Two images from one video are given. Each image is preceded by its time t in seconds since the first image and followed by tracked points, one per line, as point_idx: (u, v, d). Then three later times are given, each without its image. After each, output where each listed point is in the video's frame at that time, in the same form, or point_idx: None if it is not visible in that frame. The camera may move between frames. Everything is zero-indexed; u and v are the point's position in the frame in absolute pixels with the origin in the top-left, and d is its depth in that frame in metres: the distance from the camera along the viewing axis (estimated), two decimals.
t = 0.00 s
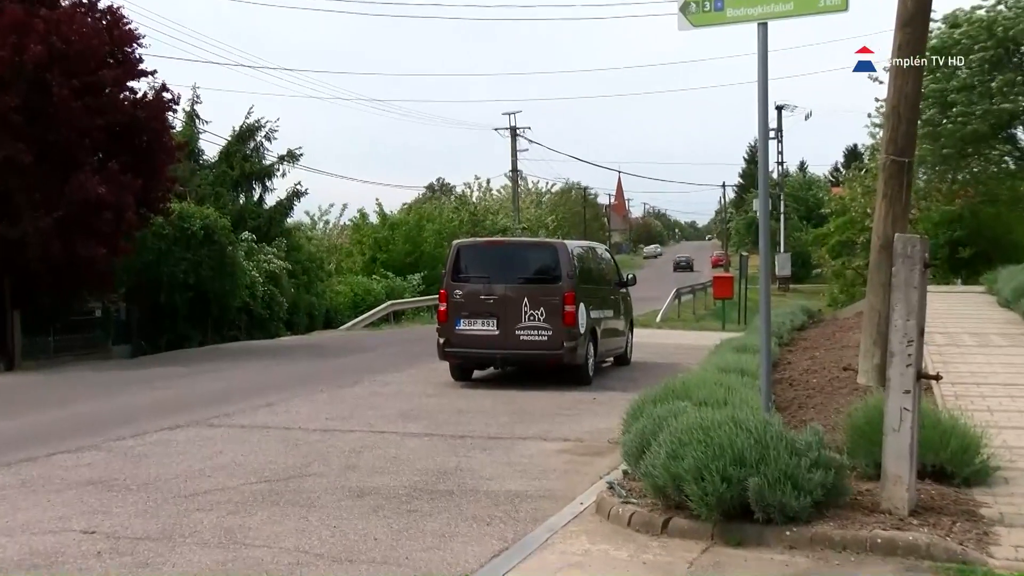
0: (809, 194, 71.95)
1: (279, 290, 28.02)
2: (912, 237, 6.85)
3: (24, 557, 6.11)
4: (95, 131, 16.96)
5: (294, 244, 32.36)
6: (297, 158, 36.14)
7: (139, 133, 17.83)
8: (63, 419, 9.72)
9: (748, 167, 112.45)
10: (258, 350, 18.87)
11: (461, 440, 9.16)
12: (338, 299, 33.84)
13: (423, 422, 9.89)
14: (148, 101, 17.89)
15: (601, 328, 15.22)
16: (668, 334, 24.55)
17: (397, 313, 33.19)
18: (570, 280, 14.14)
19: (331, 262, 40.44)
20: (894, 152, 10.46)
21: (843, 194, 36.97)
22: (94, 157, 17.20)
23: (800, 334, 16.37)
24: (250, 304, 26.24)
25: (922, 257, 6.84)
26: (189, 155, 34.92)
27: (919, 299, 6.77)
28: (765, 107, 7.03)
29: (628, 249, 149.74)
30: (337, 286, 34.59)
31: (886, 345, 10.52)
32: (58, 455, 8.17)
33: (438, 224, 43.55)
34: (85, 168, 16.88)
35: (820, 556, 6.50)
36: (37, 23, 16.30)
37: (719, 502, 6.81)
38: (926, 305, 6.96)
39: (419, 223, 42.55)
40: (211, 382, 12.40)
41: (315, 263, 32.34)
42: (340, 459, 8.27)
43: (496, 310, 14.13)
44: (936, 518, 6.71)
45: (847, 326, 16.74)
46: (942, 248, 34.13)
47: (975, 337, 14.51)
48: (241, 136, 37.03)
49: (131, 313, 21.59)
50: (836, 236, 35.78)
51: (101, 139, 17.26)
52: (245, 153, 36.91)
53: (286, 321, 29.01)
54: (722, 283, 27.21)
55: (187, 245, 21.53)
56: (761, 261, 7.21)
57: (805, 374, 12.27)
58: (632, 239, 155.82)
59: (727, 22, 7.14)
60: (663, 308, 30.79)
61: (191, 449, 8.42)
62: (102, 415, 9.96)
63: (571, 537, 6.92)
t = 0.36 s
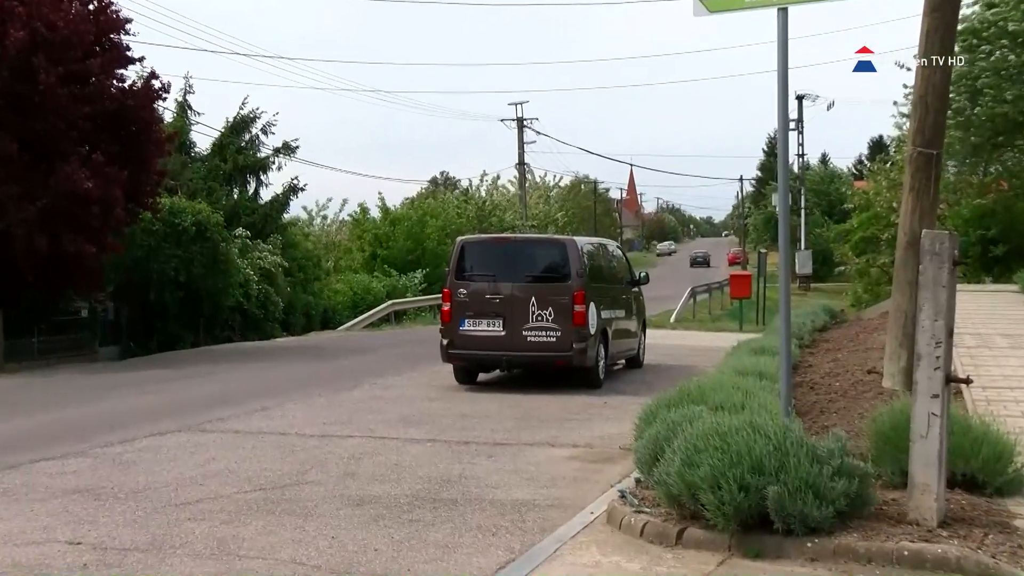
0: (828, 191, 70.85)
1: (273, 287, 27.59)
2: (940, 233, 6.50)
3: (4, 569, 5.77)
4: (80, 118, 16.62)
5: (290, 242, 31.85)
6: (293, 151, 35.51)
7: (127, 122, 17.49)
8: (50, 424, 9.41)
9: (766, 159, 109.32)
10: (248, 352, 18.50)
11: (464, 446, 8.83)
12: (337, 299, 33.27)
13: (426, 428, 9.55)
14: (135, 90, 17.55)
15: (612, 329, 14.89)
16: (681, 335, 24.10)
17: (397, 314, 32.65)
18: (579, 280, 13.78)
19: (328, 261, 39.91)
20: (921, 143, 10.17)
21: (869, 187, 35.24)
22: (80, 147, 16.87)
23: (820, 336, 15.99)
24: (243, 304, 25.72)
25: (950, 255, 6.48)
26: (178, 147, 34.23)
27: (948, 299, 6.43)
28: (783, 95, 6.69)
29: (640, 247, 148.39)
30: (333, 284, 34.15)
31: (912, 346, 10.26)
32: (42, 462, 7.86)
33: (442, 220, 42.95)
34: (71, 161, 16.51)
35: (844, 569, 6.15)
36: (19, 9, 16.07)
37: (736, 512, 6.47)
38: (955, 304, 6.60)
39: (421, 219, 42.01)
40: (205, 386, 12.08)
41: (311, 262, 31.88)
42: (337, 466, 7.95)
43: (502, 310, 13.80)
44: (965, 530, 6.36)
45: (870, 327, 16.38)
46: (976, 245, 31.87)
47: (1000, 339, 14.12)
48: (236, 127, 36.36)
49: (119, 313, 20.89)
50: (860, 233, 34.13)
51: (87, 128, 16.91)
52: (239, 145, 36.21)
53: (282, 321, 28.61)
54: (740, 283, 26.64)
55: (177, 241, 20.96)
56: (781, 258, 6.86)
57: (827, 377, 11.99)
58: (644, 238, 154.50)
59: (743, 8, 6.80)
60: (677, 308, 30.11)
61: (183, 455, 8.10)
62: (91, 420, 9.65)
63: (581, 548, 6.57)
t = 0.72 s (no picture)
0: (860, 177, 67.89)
1: (265, 283, 27.19)
2: (972, 228, 6.10)
3: None
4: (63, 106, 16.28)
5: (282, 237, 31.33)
6: (287, 143, 34.58)
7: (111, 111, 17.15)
8: (32, 431, 9.05)
9: (785, 151, 107.66)
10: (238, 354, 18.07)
11: (468, 454, 8.47)
12: (332, 297, 32.88)
13: (428, 434, 9.19)
14: (120, 79, 17.27)
15: (624, 329, 14.53)
16: (695, 336, 23.68)
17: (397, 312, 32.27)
18: (590, 279, 13.39)
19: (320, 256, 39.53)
20: (953, 133, 9.79)
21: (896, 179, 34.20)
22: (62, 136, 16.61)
23: (845, 337, 15.63)
24: (233, 302, 24.84)
25: (984, 251, 6.08)
26: (164, 138, 33.18)
27: (982, 298, 6.04)
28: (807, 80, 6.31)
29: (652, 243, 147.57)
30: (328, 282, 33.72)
31: (944, 349, 9.97)
32: (20, 471, 7.50)
33: (444, 214, 42.43)
34: (53, 151, 16.14)
35: None
36: None
37: (755, 523, 6.09)
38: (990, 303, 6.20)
39: (421, 213, 41.67)
40: (195, 390, 11.71)
41: (306, 258, 31.40)
42: (334, 475, 7.58)
43: (509, 310, 13.43)
44: (1001, 544, 5.97)
45: (898, 328, 15.90)
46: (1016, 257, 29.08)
47: None
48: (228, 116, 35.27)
49: (103, 313, 20.07)
50: (888, 228, 33.35)
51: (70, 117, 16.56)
52: (229, 135, 35.10)
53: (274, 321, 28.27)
54: (759, 281, 26.20)
55: (162, 238, 20.27)
56: (803, 255, 6.48)
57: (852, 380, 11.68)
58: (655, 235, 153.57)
59: None
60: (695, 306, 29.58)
61: (172, 463, 7.75)
62: (73, 426, 9.29)
63: (592, 562, 6.20)
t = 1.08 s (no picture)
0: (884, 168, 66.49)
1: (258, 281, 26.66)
2: (1006, 224, 5.73)
3: None
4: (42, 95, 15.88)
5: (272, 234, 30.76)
6: (276, 131, 33.93)
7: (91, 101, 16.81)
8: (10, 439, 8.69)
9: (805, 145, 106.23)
10: (226, 356, 17.70)
11: (470, 463, 8.11)
12: (326, 297, 32.32)
13: (429, 441, 8.83)
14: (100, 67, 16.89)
15: (635, 331, 14.16)
16: (708, 338, 23.24)
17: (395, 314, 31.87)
18: (600, 278, 13.00)
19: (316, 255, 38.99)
20: (986, 122, 9.57)
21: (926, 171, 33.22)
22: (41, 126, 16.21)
23: (871, 339, 15.21)
24: (220, 301, 24.58)
25: (1020, 247, 5.70)
26: (147, 127, 31.90)
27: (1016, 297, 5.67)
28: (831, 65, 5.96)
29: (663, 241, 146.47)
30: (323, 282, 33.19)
31: (975, 351, 9.50)
32: None
33: (444, 209, 41.94)
34: (31, 141, 15.61)
35: None
36: None
37: (775, 536, 5.72)
38: None
39: (420, 208, 41.12)
40: (183, 395, 11.37)
41: (297, 255, 30.95)
42: (329, 485, 7.22)
43: (513, 310, 13.07)
44: None
45: (926, 331, 15.45)
46: None
47: None
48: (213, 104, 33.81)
49: (83, 314, 19.86)
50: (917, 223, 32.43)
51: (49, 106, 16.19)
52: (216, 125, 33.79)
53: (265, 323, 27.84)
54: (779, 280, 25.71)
55: (145, 234, 19.64)
56: (826, 253, 6.11)
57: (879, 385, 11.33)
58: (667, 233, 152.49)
59: None
60: (711, 308, 28.96)
61: (157, 473, 7.40)
62: (53, 433, 8.95)
63: None
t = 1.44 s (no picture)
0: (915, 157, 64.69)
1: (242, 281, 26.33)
2: None
3: None
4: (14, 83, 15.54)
5: (261, 230, 30.37)
6: (262, 121, 33.62)
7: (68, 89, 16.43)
8: None
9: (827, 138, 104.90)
10: (213, 360, 17.35)
11: (472, 473, 7.76)
12: (318, 296, 31.97)
13: (429, 451, 8.49)
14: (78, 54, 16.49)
15: (647, 332, 13.80)
16: (721, 341, 22.81)
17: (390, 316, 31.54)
18: (610, 278, 12.63)
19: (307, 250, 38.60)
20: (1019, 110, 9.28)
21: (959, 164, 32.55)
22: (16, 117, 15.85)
23: (898, 343, 14.79)
24: (206, 302, 24.21)
25: None
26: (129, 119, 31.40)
27: None
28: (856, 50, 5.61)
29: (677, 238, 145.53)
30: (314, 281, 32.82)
31: (1010, 355, 9.19)
32: None
33: (443, 204, 41.51)
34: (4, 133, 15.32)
35: None
36: None
37: (795, 551, 5.37)
38: None
39: (419, 203, 40.70)
40: (170, 402, 11.03)
41: (287, 253, 30.64)
42: (322, 497, 6.88)
43: (516, 311, 12.71)
44: None
45: (954, 334, 15.04)
46: None
47: None
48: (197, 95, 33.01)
49: (61, 314, 20.00)
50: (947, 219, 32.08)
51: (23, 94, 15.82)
52: (203, 114, 32.91)
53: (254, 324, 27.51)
54: (801, 281, 25.24)
55: (125, 230, 19.05)
56: (849, 249, 5.74)
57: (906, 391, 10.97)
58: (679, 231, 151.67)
59: None
60: (726, 311, 28.39)
61: (140, 484, 7.06)
62: (33, 442, 8.62)
63: None
